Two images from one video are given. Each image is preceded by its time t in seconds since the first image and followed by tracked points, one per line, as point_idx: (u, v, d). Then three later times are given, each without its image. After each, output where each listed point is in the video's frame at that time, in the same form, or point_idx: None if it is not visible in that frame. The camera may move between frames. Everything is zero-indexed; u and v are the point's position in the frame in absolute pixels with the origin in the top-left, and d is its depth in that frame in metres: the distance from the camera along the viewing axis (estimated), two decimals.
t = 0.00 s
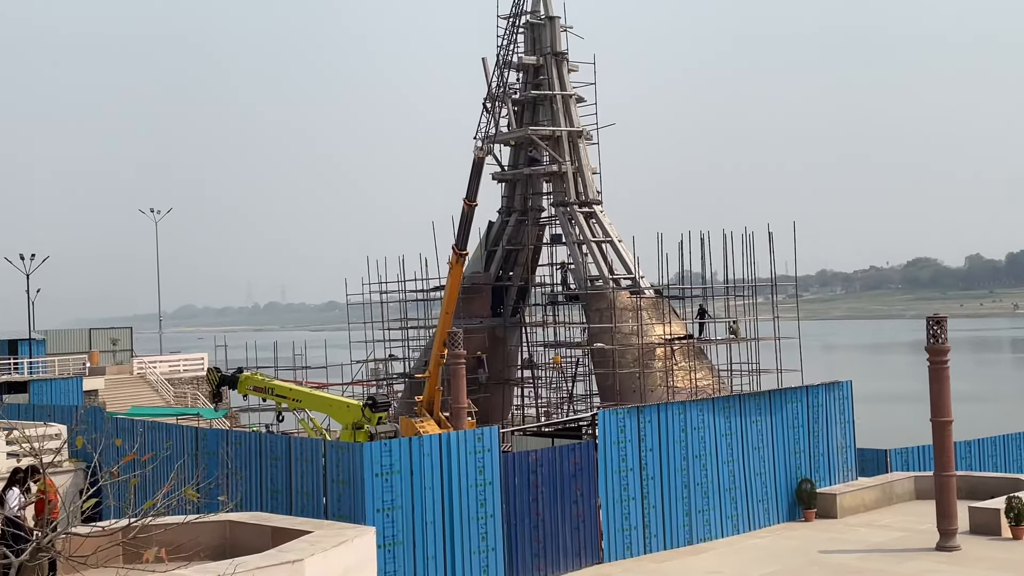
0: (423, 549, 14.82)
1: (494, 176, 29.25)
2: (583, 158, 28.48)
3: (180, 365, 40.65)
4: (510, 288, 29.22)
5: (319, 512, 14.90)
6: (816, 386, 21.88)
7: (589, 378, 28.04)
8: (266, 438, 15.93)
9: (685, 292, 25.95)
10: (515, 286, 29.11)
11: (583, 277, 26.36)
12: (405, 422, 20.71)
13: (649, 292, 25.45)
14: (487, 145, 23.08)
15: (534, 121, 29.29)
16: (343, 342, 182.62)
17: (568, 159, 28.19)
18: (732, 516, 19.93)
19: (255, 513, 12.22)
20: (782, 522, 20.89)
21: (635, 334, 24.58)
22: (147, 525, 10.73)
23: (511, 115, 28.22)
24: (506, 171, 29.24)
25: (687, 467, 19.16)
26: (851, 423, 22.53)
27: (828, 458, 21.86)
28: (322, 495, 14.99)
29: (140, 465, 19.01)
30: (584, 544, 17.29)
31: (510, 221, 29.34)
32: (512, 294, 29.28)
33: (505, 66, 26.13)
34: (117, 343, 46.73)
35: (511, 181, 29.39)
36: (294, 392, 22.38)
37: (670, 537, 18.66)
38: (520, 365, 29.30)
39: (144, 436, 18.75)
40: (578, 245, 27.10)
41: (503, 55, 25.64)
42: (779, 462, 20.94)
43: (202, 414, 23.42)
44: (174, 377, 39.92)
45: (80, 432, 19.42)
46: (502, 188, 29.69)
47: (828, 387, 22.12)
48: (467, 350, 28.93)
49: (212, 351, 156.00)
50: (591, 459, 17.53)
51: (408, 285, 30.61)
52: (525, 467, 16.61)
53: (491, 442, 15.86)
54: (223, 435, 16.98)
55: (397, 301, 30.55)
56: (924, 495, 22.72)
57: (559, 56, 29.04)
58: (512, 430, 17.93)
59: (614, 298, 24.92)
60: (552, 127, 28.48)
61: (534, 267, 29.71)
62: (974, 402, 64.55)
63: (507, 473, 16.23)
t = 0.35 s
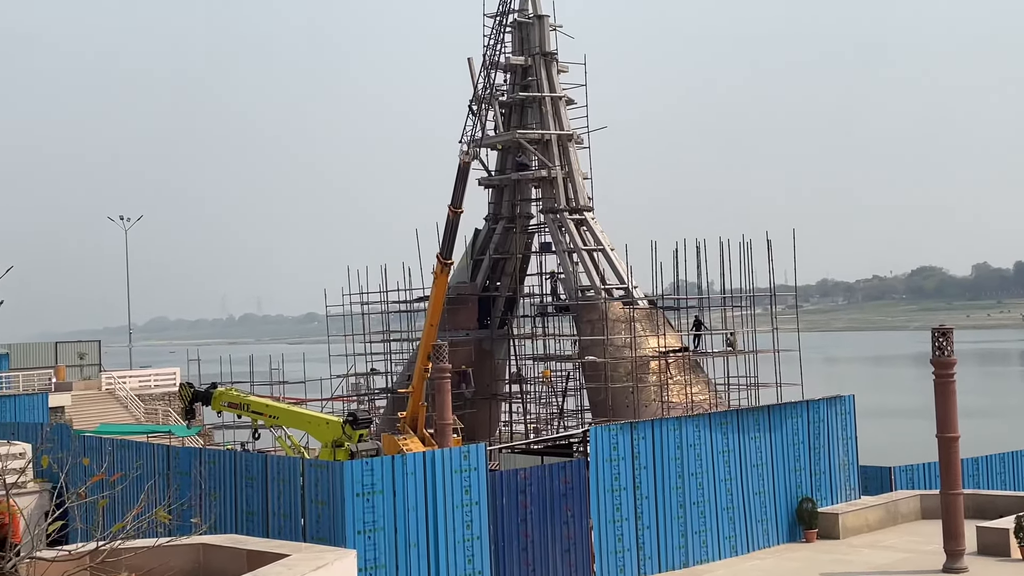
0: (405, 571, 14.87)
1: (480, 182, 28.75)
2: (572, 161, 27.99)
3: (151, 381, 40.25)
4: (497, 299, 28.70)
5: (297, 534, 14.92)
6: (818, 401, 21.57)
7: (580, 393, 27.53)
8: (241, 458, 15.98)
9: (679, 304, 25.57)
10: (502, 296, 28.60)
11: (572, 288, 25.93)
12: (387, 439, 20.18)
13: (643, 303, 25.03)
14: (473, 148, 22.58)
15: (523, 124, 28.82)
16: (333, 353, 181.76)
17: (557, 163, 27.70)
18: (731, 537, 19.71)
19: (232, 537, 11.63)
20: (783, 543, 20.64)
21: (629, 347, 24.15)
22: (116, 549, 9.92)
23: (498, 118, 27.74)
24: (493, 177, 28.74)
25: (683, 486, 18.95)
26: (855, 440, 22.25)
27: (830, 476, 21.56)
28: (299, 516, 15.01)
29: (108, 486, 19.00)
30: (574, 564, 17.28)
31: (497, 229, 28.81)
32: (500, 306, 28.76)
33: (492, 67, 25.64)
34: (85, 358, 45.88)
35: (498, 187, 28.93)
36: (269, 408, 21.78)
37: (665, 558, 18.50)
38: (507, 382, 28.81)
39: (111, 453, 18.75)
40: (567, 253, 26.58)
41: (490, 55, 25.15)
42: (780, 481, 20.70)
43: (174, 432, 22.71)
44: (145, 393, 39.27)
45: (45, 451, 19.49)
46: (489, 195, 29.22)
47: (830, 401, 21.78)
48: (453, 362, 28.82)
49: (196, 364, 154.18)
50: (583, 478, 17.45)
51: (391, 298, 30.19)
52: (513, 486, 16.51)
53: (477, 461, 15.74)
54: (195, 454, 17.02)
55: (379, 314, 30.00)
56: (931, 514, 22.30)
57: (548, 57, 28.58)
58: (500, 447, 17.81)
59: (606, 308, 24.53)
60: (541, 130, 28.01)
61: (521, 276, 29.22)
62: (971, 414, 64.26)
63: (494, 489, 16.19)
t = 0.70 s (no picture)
0: None
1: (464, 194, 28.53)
2: (558, 171, 27.75)
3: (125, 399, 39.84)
4: (482, 313, 28.44)
5: (275, 554, 15.73)
6: (809, 417, 21.62)
7: (567, 410, 27.28)
8: (218, 479, 16.77)
9: (667, 318, 25.35)
10: (487, 311, 28.33)
11: (560, 302, 25.74)
12: (368, 458, 20.00)
13: (631, 316, 24.83)
14: (457, 158, 22.37)
15: (508, 133, 28.61)
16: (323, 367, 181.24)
17: (542, 173, 27.46)
18: (722, 555, 19.93)
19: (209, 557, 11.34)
20: (774, 562, 20.75)
21: (617, 362, 23.96)
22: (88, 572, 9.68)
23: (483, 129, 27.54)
24: (477, 189, 28.50)
25: (672, 505, 19.24)
26: (848, 456, 22.32)
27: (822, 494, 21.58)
28: (278, 536, 15.83)
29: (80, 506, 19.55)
30: None
31: (482, 242, 28.64)
32: (484, 320, 28.53)
33: (476, 76, 25.43)
34: (58, 374, 45.26)
35: (483, 199, 28.73)
36: (247, 426, 21.45)
37: None
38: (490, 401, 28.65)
39: (85, 473, 19.38)
40: (553, 266, 26.41)
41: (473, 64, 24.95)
42: (770, 499, 20.85)
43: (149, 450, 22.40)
44: (119, 410, 38.90)
45: (17, 472, 19.97)
46: (473, 208, 29.01)
47: (823, 418, 21.80)
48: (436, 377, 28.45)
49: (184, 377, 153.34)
50: (570, 498, 17.88)
51: (372, 313, 29.84)
52: (499, 505, 17.01)
53: (460, 479, 16.39)
54: (171, 474, 17.75)
55: (360, 328, 29.67)
56: (927, 534, 21.98)
57: (533, 65, 28.37)
58: (485, 467, 18.54)
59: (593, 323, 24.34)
60: (526, 141, 27.76)
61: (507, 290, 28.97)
62: (965, 430, 63.98)
63: (477, 508, 16.76)
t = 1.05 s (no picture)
0: None
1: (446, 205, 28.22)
2: (542, 181, 27.45)
3: (93, 417, 39.35)
4: (465, 329, 28.10)
5: None
6: (802, 436, 21.39)
7: (553, 429, 26.92)
8: (190, 501, 16.52)
9: (656, 334, 25.06)
10: (469, 327, 28.04)
11: (545, 317, 25.33)
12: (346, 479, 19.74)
13: (619, 331, 24.54)
14: (439, 168, 22.06)
15: (492, 143, 28.28)
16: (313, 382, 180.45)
17: (527, 184, 27.16)
18: None
19: None
20: None
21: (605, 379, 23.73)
22: None
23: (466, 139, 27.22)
24: (459, 202, 28.18)
25: (661, 527, 19.00)
26: (842, 476, 22.04)
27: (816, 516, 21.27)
28: (253, 560, 15.62)
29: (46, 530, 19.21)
30: None
31: (465, 256, 28.29)
32: (467, 336, 28.16)
33: (459, 83, 25.08)
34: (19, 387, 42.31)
35: (465, 211, 28.39)
36: (220, 446, 21.03)
37: None
38: (472, 420, 28.33)
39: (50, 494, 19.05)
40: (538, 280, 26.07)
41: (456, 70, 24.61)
42: (763, 520, 20.52)
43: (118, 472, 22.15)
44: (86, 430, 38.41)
45: None
46: (455, 219, 28.64)
47: (816, 437, 21.60)
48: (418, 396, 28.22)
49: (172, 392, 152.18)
50: (556, 520, 17.74)
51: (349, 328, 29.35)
52: (482, 527, 16.93)
53: (442, 501, 16.19)
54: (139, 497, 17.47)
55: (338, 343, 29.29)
56: (924, 556, 21.77)
57: (517, 72, 28.07)
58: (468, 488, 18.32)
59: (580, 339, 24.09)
60: (511, 150, 27.46)
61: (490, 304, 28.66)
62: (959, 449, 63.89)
63: (459, 529, 16.64)
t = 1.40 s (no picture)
0: None
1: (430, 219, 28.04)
2: (528, 195, 27.28)
3: (65, 439, 39.39)
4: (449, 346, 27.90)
5: None
6: (793, 457, 21.11)
7: (537, 450, 26.77)
8: (166, 524, 16.46)
9: (644, 352, 24.88)
10: (454, 343, 27.85)
11: (530, 334, 25.11)
12: (328, 501, 19.67)
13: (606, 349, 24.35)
14: (422, 182, 21.89)
15: (476, 156, 28.10)
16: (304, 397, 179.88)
17: (512, 199, 27.00)
18: None
19: None
20: None
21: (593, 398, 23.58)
22: None
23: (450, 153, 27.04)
24: (443, 217, 28.00)
25: (649, 550, 18.79)
26: (833, 498, 21.76)
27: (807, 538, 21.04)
28: None
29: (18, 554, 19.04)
30: None
31: (448, 272, 28.05)
32: (450, 354, 28.06)
33: (442, 95, 24.87)
34: None
35: (449, 225, 28.19)
36: (197, 468, 20.74)
37: None
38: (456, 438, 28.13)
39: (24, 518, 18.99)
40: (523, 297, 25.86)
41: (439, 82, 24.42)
42: (753, 542, 20.30)
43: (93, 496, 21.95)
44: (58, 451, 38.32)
45: None
46: (440, 234, 28.42)
47: (807, 458, 21.36)
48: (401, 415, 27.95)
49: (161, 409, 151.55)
50: (541, 542, 17.75)
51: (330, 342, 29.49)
52: (465, 551, 17.07)
53: (425, 524, 16.22)
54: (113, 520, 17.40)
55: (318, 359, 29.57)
56: None
57: (501, 83, 27.90)
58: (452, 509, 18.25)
59: (566, 358, 23.92)
60: (496, 164, 27.26)
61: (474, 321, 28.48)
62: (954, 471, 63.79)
63: (442, 552, 16.82)
